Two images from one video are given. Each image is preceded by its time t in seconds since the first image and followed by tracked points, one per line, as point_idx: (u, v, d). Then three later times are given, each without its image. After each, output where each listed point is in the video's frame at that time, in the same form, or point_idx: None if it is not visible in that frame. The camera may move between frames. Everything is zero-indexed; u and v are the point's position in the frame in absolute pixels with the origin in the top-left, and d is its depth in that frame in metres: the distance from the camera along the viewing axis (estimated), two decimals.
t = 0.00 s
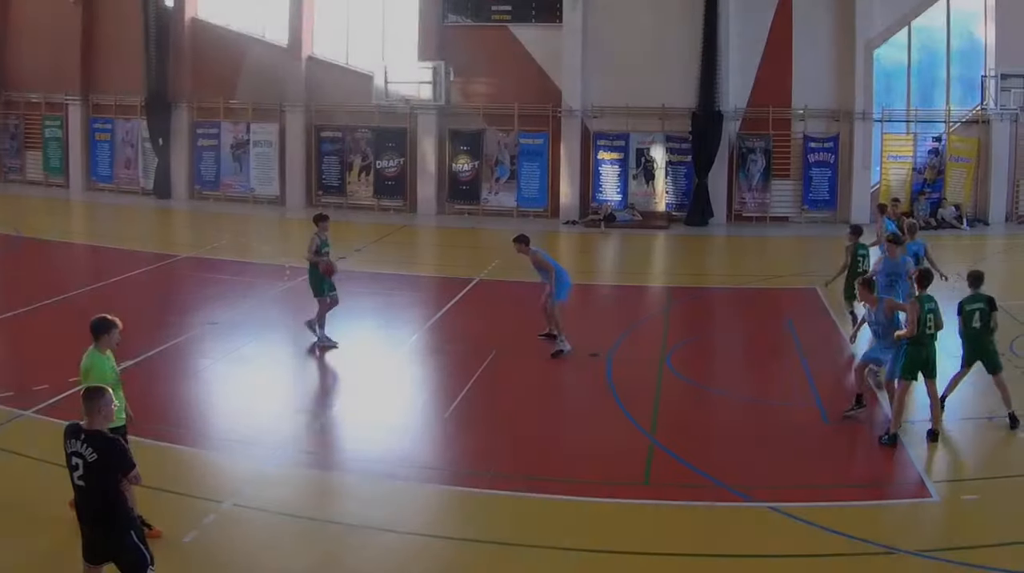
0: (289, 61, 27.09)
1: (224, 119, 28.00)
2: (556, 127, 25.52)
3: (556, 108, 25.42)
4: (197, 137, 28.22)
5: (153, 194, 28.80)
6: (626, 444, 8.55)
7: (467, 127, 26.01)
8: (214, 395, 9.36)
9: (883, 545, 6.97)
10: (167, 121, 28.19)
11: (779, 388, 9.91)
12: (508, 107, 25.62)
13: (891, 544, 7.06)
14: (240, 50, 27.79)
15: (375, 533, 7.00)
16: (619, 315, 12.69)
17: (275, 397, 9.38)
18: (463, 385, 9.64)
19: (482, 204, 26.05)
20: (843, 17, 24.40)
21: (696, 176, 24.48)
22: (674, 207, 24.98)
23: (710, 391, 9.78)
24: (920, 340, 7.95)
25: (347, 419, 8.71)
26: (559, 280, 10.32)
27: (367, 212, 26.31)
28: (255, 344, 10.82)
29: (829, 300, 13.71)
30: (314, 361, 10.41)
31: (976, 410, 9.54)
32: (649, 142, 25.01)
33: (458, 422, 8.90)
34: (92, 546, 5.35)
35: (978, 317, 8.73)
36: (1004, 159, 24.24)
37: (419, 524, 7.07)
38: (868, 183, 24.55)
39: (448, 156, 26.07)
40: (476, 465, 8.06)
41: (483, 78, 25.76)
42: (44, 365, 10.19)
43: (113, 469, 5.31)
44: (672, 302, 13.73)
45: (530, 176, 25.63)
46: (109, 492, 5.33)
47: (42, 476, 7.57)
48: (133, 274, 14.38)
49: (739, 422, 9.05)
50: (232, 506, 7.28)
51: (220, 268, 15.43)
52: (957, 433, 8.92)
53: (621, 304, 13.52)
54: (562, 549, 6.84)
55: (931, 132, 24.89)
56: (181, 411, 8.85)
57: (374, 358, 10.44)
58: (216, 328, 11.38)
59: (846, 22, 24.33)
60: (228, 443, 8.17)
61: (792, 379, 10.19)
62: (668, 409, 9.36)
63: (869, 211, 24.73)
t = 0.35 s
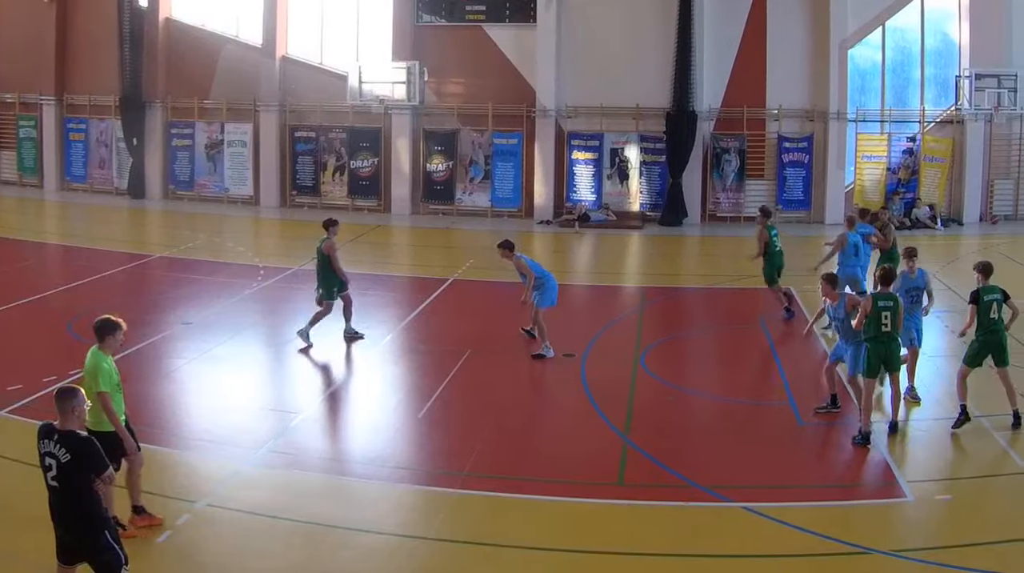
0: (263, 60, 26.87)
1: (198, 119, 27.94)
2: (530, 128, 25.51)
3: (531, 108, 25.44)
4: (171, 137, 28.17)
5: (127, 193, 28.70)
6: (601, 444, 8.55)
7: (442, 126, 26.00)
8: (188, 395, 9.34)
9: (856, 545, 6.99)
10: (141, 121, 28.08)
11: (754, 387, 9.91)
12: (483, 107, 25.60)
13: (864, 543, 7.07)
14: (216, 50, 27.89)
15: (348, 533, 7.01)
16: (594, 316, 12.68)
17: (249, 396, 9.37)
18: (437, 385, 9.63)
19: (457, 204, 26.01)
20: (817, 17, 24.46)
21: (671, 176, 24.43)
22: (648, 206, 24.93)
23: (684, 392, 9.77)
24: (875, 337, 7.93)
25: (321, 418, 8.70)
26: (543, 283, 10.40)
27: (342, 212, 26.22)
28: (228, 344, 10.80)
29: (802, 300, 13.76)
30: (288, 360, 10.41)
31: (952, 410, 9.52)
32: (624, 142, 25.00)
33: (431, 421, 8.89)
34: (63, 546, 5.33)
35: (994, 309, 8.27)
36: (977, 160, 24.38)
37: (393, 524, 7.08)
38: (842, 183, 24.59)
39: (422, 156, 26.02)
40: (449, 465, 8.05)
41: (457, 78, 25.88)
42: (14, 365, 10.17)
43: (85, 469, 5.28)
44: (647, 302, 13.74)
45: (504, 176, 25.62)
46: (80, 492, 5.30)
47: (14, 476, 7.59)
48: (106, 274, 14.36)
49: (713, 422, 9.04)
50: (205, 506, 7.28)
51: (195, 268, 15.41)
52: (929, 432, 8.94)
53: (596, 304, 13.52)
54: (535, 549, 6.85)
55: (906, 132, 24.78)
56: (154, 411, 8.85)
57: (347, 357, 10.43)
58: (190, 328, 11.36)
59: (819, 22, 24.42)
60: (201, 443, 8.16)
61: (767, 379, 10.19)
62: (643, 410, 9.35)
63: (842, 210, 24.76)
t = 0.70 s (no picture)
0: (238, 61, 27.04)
1: (174, 119, 27.92)
2: (506, 128, 25.52)
3: (506, 108, 25.51)
4: (146, 137, 28.14)
5: (102, 194, 28.66)
6: (577, 445, 8.55)
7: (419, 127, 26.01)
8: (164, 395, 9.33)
9: (830, 545, 6.99)
10: (117, 121, 28.08)
11: (729, 387, 9.92)
12: (459, 107, 25.64)
13: (839, 543, 7.07)
14: (190, 49, 27.89)
15: (323, 533, 7.00)
16: (570, 315, 12.69)
17: (225, 396, 9.36)
18: (413, 385, 9.63)
19: (433, 204, 26.02)
20: (792, 19, 24.46)
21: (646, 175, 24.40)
22: (624, 207, 24.96)
23: (659, 392, 9.77)
24: (847, 332, 8.17)
25: (297, 418, 8.70)
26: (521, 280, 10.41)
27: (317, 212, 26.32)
28: (203, 344, 10.79)
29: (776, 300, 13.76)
30: (264, 360, 10.39)
31: (927, 410, 9.52)
32: (599, 143, 24.97)
33: (407, 421, 8.90)
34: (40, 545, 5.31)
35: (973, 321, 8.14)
36: (952, 161, 24.38)
37: (370, 524, 7.08)
38: (818, 183, 24.58)
39: (397, 156, 26.00)
40: (425, 465, 8.05)
41: (432, 78, 25.95)
42: None
43: (61, 468, 5.26)
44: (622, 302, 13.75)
45: (480, 176, 25.63)
46: (57, 491, 5.28)
47: None
48: (82, 274, 14.35)
49: (688, 422, 9.04)
50: (181, 506, 7.27)
51: (170, 267, 15.40)
52: (902, 433, 8.95)
53: (572, 304, 13.52)
54: (509, 549, 6.85)
55: (881, 132, 24.82)
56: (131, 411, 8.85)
57: (321, 357, 10.43)
58: (166, 328, 11.35)
59: (795, 22, 24.44)
60: (177, 443, 8.15)
61: (743, 379, 10.20)
62: (619, 410, 9.34)
63: (818, 210, 24.74)
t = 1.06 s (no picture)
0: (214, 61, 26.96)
1: (149, 119, 27.83)
2: (481, 128, 25.51)
3: (481, 108, 25.48)
4: (122, 137, 28.04)
5: (78, 194, 28.54)
6: (554, 445, 8.55)
7: (393, 126, 25.94)
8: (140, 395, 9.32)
9: (806, 545, 7.00)
10: (92, 122, 28.02)
11: (705, 387, 9.93)
12: (434, 108, 25.62)
13: (814, 543, 7.08)
14: (166, 48, 27.80)
15: (298, 533, 7.01)
16: (548, 315, 12.69)
17: (200, 396, 9.34)
18: (388, 384, 9.63)
19: (408, 204, 25.97)
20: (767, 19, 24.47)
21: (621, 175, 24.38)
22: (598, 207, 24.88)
23: (635, 392, 9.78)
24: (810, 331, 8.23)
25: (272, 418, 8.69)
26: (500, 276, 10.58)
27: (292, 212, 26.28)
28: (179, 344, 10.77)
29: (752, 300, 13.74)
30: (239, 359, 10.37)
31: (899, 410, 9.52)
32: (574, 143, 24.91)
33: (382, 421, 8.90)
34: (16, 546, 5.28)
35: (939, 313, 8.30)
36: (930, 163, 24.29)
37: (345, 524, 7.08)
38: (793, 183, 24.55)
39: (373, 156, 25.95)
40: (400, 465, 8.05)
41: (408, 78, 25.87)
42: None
43: (39, 467, 5.22)
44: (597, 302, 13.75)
45: (455, 177, 25.61)
46: (32, 492, 5.24)
47: None
48: (57, 274, 14.35)
49: (662, 422, 9.05)
50: (156, 506, 7.27)
51: (147, 267, 15.41)
52: (875, 433, 8.95)
53: (549, 303, 13.53)
54: (485, 549, 6.86)
55: (857, 132, 24.79)
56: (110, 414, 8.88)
57: (295, 355, 10.43)
58: (141, 327, 11.34)
59: (770, 22, 24.46)
60: (152, 443, 8.14)
61: (719, 379, 10.20)
62: (595, 410, 9.34)
63: (794, 210, 24.75)
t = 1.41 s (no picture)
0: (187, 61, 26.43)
1: (122, 119, 27.20)
2: (454, 128, 25.34)
3: (454, 108, 25.30)
4: (94, 136, 27.41)
5: (50, 194, 27.85)
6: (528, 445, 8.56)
7: (367, 127, 25.69)
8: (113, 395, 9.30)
9: (779, 545, 7.01)
10: (66, 122, 27.22)
11: (679, 387, 9.93)
12: (406, 107, 25.38)
13: (787, 543, 7.09)
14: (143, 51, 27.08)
15: (272, 533, 7.01)
16: (524, 315, 12.70)
17: (172, 396, 9.33)
18: (362, 385, 9.63)
19: (380, 204, 25.74)
20: (741, 19, 24.49)
21: (594, 176, 24.32)
22: (571, 207, 24.89)
23: (608, 392, 9.78)
24: (779, 332, 8.35)
25: (244, 418, 8.69)
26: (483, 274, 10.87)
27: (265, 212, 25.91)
28: (152, 344, 10.76)
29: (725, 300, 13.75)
30: (211, 360, 10.35)
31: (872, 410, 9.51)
32: (547, 143, 24.81)
33: (356, 421, 8.89)
34: None
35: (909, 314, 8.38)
36: (900, 162, 24.46)
37: (319, 524, 7.09)
38: (765, 183, 24.63)
39: (346, 156, 25.69)
40: (372, 465, 8.05)
41: (381, 78, 25.71)
42: None
43: (8, 467, 5.17)
44: (571, 302, 13.76)
45: (428, 177, 25.39)
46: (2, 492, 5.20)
47: None
48: (29, 275, 14.32)
49: (637, 422, 9.05)
50: (130, 506, 7.27)
51: (119, 267, 15.39)
52: (848, 432, 8.95)
53: (521, 303, 13.56)
54: (459, 549, 6.86)
55: (829, 132, 24.79)
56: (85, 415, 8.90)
57: (268, 354, 10.42)
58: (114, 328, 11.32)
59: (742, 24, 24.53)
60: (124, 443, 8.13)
61: (693, 379, 10.21)
62: (568, 410, 9.34)
63: (766, 210, 24.80)
